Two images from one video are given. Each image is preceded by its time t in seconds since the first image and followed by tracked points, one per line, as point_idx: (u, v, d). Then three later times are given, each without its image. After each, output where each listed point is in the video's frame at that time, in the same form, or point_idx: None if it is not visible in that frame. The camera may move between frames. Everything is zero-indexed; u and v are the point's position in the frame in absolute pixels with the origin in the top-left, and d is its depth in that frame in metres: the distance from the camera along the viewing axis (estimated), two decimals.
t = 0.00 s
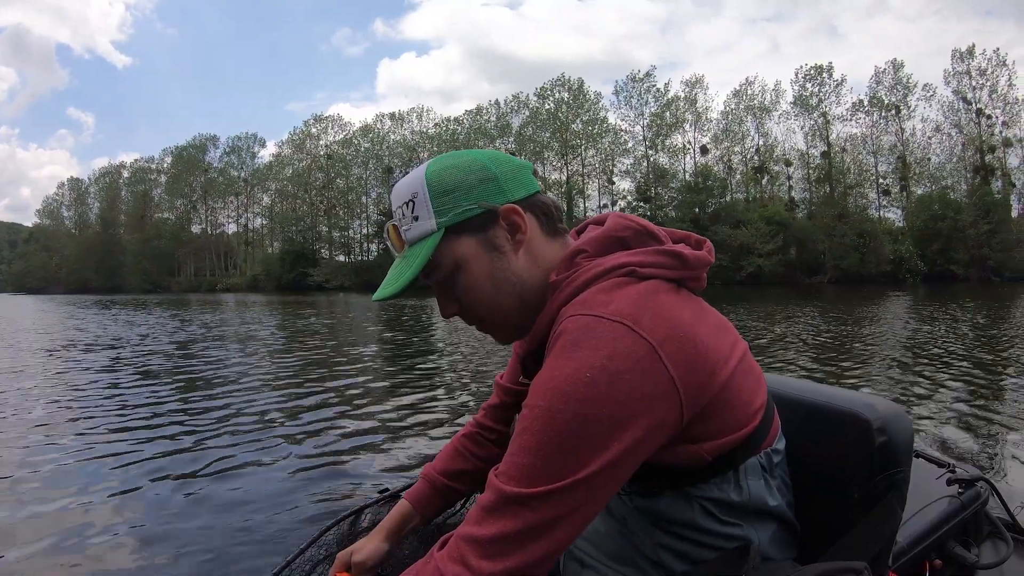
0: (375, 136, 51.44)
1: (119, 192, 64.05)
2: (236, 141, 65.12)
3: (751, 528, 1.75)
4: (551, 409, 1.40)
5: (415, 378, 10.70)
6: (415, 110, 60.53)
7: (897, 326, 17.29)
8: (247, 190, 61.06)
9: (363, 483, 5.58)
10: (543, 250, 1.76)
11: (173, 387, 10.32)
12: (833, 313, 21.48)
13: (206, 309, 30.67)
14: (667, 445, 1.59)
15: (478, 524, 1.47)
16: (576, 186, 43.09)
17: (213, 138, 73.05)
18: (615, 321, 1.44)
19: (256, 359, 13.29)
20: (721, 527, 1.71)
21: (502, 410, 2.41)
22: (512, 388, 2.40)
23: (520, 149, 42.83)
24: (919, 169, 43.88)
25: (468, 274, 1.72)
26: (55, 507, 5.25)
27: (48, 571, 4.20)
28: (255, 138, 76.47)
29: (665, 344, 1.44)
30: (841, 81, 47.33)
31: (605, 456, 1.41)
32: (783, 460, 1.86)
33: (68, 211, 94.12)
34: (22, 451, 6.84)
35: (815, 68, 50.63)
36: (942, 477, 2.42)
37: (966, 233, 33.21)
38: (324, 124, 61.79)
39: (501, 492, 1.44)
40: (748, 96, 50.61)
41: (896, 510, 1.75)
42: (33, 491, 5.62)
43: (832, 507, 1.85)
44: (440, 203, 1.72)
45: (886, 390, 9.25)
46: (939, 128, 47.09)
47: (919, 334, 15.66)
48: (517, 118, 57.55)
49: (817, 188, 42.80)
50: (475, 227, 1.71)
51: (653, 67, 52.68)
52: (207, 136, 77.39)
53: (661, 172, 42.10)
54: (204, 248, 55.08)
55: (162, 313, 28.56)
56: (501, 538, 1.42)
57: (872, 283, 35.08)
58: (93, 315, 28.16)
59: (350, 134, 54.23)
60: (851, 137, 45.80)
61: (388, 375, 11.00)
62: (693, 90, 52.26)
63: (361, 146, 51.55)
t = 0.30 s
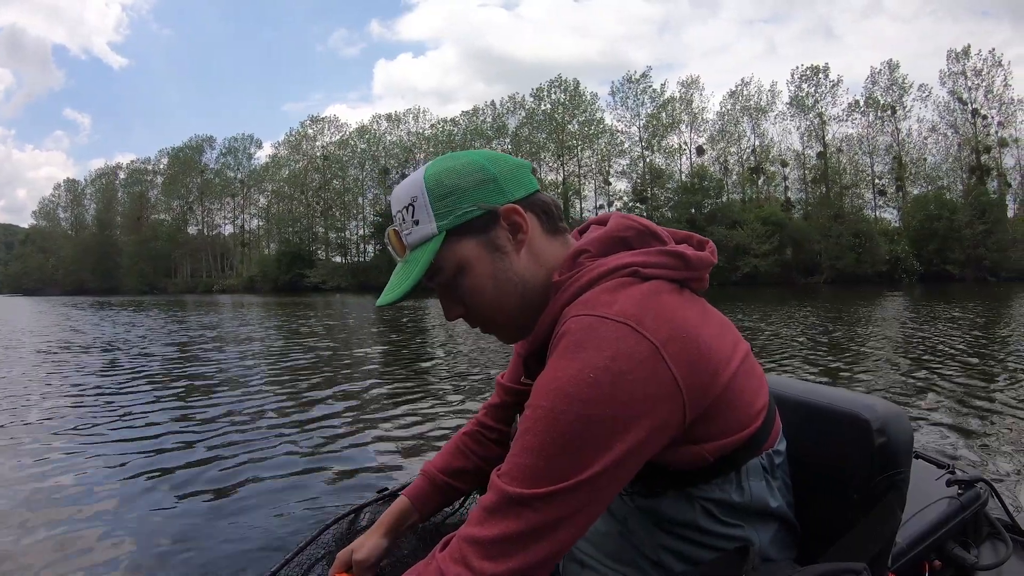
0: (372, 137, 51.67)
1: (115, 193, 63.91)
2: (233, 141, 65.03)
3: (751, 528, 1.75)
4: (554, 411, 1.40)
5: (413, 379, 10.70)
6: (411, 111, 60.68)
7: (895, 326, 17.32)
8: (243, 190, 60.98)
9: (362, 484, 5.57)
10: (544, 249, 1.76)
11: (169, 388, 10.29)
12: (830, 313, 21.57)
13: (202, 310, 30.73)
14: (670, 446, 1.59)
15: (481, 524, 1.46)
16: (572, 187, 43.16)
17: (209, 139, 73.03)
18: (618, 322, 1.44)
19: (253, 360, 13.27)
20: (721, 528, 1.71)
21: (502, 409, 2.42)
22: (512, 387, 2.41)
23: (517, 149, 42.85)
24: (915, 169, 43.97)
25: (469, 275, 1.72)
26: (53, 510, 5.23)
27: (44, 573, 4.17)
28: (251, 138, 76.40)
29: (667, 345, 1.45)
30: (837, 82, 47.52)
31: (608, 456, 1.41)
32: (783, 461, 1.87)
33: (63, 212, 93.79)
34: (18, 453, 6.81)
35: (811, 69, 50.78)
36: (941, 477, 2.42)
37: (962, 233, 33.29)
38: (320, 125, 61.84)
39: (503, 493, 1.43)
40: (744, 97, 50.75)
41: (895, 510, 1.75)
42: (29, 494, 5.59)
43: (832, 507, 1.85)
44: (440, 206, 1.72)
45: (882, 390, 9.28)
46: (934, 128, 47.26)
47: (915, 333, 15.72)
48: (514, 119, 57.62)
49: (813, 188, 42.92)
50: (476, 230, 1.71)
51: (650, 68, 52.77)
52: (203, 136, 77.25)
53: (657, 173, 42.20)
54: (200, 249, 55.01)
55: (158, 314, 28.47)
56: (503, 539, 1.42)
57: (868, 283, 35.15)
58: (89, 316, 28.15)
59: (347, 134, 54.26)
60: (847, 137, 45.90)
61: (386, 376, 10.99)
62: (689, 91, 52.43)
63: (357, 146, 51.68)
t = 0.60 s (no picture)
0: (368, 137, 51.74)
1: (111, 193, 63.78)
2: (229, 142, 64.95)
3: (751, 528, 1.75)
4: (554, 412, 1.41)
5: (411, 380, 10.71)
6: (408, 112, 60.75)
7: (894, 326, 17.29)
8: (240, 191, 60.92)
9: (359, 485, 5.58)
10: (541, 252, 1.76)
11: (166, 389, 10.28)
12: (827, 313, 21.58)
13: (198, 311, 30.72)
14: (670, 447, 1.60)
15: (482, 526, 1.46)
16: (568, 188, 43.18)
17: (205, 140, 72.97)
18: (619, 322, 1.44)
19: (250, 361, 13.26)
20: (721, 528, 1.71)
21: (502, 410, 2.42)
22: (512, 388, 2.41)
23: (513, 150, 42.87)
24: (911, 169, 44.01)
25: (468, 280, 1.72)
26: (47, 510, 5.24)
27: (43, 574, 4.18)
28: (248, 139, 76.36)
29: (669, 344, 1.45)
30: (833, 82, 47.65)
31: (609, 456, 1.41)
32: (784, 461, 1.87)
33: (61, 213, 93.76)
34: (14, 454, 6.81)
35: (807, 69, 50.92)
36: (941, 477, 2.43)
37: (957, 233, 33.36)
38: (317, 126, 61.85)
39: (504, 495, 1.44)
40: (740, 97, 50.81)
41: (894, 510, 1.76)
42: (24, 495, 5.59)
43: (831, 507, 1.85)
44: (436, 212, 1.72)
45: (876, 390, 9.30)
46: (931, 128, 47.37)
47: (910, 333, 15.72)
48: (511, 119, 57.69)
49: (810, 188, 42.97)
50: (473, 233, 1.71)
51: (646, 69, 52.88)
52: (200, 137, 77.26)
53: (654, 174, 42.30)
54: (197, 250, 54.92)
55: (155, 315, 28.45)
56: (504, 540, 1.42)
57: (865, 283, 35.22)
58: (84, 318, 28.06)
59: (343, 135, 54.24)
60: (843, 137, 45.98)
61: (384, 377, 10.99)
62: (685, 91, 52.53)
63: (354, 147, 51.72)
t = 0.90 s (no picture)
0: (365, 137, 51.76)
1: (107, 193, 63.62)
2: (226, 142, 64.85)
3: (753, 529, 1.75)
4: (555, 412, 1.40)
5: (409, 380, 10.69)
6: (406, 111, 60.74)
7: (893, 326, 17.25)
8: (237, 191, 60.85)
9: (359, 485, 5.57)
10: (540, 253, 1.76)
11: (164, 390, 10.26)
12: (822, 313, 21.55)
13: (195, 311, 30.66)
14: (671, 448, 1.60)
15: (484, 528, 1.46)
16: (565, 188, 43.17)
17: (202, 139, 72.84)
18: (619, 323, 1.44)
19: (248, 361, 13.24)
20: (722, 530, 1.71)
21: (502, 411, 2.42)
22: (513, 390, 2.41)
23: (510, 150, 42.90)
24: (907, 169, 44.10)
25: (466, 285, 1.72)
26: (46, 510, 5.22)
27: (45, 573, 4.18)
28: (245, 139, 76.28)
29: (669, 345, 1.45)
30: (830, 82, 47.79)
31: (609, 456, 1.41)
32: (784, 462, 1.87)
33: (58, 214, 93.55)
34: (10, 455, 6.77)
35: (803, 69, 51.02)
36: (941, 478, 2.44)
37: (954, 232, 33.51)
38: (314, 126, 61.81)
39: (505, 496, 1.44)
40: (736, 97, 50.88)
41: (896, 511, 1.76)
42: (20, 496, 5.56)
43: (830, 507, 1.85)
44: (433, 218, 1.73)
45: (872, 390, 9.30)
46: (927, 128, 47.55)
47: (905, 333, 15.72)
48: (508, 119, 57.71)
49: (806, 188, 43.04)
50: (470, 237, 1.71)
51: (643, 69, 52.97)
52: (196, 137, 77.16)
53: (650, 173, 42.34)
54: (194, 250, 54.78)
55: (152, 316, 28.41)
56: (506, 542, 1.42)
57: (862, 283, 35.28)
58: (80, 318, 27.98)
59: (340, 135, 54.17)
60: (840, 137, 46.06)
61: (382, 377, 10.98)
62: (682, 91, 52.62)
63: (351, 147, 51.70)
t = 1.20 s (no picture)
0: (362, 137, 51.73)
1: (103, 193, 63.44)
2: (222, 142, 64.66)
3: (752, 528, 1.74)
4: (554, 411, 1.40)
5: (407, 380, 10.67)
6: (403, 111, 60.79)
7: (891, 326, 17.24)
8: (234, 191, 60.75)
9: (358, 485, 5.56)
10: (537, 253, 1.75)
11: (160, 390, 10.21)
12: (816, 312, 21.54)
13: (191, 311, 30.63)
14: (671, 446, 1.59)
15: (483, 526, 1.45)
16: (562, 187, 43.18)
17: (198, 139, 72.68)
18: (617, 321, 1.44)
19: (245, 361, 13.21)
20: (721, 529, 1.71)
21: (501, 412, 2.41)
22: (513, 390, 2.39)
23: (507, 150, 42.89)
24: (904, 169, 44.27)
25: (464, 285, 1.72)
26: (41, 511, 5.19)
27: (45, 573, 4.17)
28: (241, 138, 76.12)
29: (667, 344, 1.44)
30: (826, 82, 47.97)
31: (608, 454, 1.40)
32: (783, 460, 1.86)
33: (53, 213, 93.25)
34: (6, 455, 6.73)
35: (800, 69, 51.13)
36: (941, 477, 2.43)
37: (950, 232, 33.76)
38: (311, 125, 61.79)
39: (504, 494, 1.43)
40: (734, 97, 50.97)
41: (895, 510, 1.76)
42: (15, 496, 5.52)
43: (831, 506, 1.84)
44: (430, 220, 1.72)
45: (869, 390, 9.31)
46: (924, 128, 47.75)
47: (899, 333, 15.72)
48: (505, 119, 57.73)
49: (803, 188, 43.13)
50: (467, 239, 1.70)
51: (640, 69, 53.01)
52: (193, 137, 76.95)
53: (647, 173, 42.41)
54: (191, 249, 54.64)
55: (147, 315, 28.32)
56: (506, 541, 1.41)
57: (858, 283, 35.33)
58: (75, 317, 27.87)
59: (337, 134, 54.11)
60: (836, 137, 46.17)
61: (380, 377, 10.96)
62: (679, 91, 52.71)
63: (348, 146, 51.66)
